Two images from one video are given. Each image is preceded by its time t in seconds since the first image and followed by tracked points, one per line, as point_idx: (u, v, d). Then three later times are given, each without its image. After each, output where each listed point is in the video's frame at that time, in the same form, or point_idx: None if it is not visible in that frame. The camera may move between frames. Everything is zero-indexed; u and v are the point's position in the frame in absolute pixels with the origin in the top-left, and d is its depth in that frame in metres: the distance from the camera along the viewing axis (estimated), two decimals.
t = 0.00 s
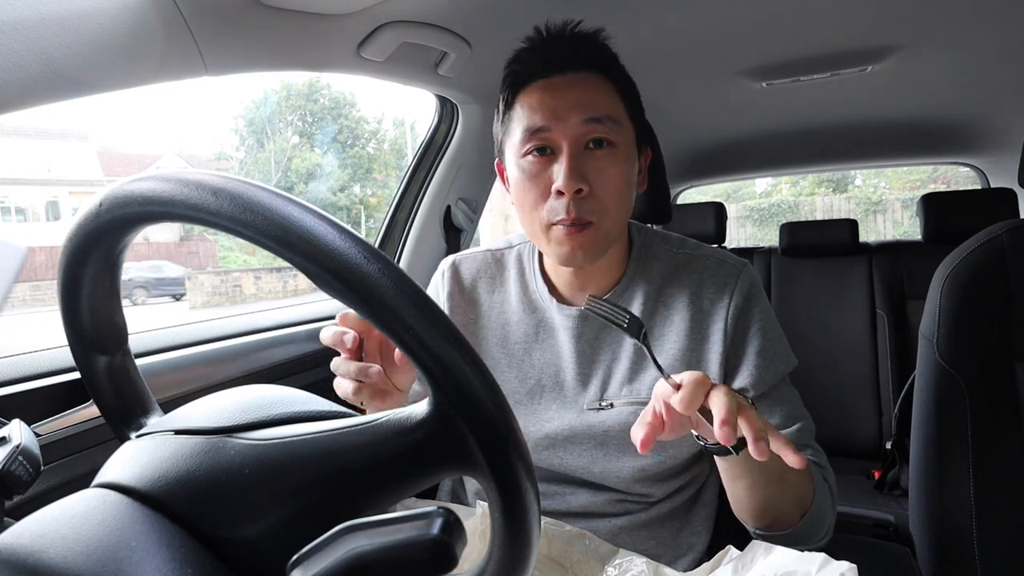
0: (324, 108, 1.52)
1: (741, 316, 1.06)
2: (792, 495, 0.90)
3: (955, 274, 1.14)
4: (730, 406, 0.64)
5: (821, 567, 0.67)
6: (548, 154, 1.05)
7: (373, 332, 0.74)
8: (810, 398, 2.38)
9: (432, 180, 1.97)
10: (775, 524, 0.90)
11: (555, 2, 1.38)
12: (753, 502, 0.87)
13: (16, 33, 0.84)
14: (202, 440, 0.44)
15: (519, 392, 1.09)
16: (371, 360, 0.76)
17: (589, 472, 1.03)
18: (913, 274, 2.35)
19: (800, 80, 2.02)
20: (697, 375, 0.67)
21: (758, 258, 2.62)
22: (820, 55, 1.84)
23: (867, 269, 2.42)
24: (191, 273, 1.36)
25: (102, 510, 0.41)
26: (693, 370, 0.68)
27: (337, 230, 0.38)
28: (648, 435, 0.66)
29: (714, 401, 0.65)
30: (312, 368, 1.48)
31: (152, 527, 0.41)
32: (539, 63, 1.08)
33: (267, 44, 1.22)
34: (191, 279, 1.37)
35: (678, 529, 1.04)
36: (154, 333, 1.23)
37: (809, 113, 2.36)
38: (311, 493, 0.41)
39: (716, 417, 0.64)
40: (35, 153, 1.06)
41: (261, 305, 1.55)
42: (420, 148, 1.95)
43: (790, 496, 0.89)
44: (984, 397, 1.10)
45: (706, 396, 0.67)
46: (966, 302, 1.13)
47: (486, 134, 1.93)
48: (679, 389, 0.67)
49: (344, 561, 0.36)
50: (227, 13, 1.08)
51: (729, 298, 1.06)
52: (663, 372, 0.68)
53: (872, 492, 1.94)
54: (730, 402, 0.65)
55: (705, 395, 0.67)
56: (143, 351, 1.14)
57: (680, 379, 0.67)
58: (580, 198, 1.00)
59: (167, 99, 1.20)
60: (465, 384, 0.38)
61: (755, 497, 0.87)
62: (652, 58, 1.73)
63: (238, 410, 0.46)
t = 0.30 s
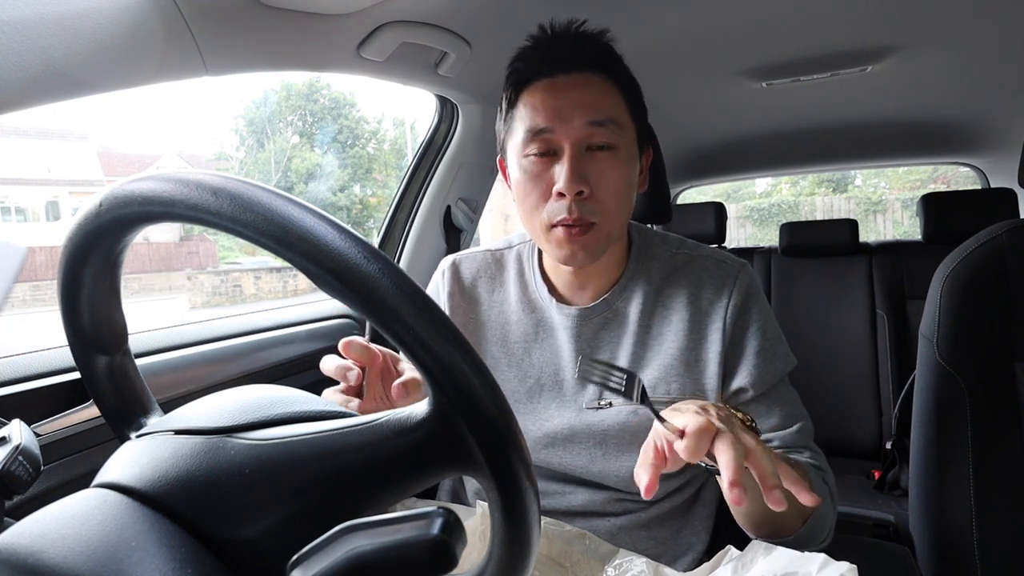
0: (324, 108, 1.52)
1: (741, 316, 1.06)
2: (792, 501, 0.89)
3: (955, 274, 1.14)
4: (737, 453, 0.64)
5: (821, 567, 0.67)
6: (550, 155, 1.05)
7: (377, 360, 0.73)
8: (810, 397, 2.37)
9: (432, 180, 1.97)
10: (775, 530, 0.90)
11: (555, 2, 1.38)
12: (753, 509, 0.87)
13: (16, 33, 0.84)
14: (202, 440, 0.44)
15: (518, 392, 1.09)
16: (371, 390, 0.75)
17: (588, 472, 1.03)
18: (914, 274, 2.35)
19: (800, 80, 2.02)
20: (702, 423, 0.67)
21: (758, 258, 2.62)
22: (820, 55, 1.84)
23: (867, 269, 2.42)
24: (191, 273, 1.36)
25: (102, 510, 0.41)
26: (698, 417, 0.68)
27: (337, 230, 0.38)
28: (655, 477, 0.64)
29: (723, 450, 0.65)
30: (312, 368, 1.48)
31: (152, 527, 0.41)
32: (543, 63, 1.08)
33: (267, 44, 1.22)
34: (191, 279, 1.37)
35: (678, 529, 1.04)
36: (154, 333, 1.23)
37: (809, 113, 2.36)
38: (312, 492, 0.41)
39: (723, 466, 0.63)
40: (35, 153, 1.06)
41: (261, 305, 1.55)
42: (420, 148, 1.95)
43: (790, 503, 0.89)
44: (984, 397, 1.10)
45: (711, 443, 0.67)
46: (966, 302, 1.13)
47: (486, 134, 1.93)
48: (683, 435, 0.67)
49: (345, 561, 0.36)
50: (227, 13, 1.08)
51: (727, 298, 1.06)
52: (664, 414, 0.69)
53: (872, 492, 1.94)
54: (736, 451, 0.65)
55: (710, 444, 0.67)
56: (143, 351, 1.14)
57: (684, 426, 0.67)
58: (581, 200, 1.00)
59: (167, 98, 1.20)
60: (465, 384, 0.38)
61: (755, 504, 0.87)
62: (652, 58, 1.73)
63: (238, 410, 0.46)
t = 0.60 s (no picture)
0: (324, 108, 1.52)
1: (740, 316, 1.06)
2: (787, 500, 0.89)
3: (955, 274, 1.14)
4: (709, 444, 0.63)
5: (821, 567, 0.67)
6: (554, 157, 1.05)
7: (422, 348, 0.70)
8: (810, 397, 2.37)
9: (432, 180, 1.97)
10: (771, 529, 0.90)
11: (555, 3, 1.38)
12: (745, 508, 0.88)
13: (16, 33, 0.84)
14: (202, 440, 0.44)
15: (519, 389, 1.09)
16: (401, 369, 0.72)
17: (588, 468, 1.03)
18: (913, 274, 2.35)
19: (800, 80, 2.02)
20: (676, 418, 0.67)
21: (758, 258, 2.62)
22: (820, 55, 1.84)
23: (867, 269, 2.42)
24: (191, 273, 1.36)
25: (102, 510, 0.41)
26: (672, 412, 0.68)
27: (337, 230, 0.38)
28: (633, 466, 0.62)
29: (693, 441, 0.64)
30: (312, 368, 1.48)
31: (152, 527, 0.41)
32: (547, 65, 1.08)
33: (267, 44, 1.22)
34: (191, 278, 1.37)
35: (678, 529, 1.03)
36: (154, 333, 1.23)
37: (809, 113, 2.36)
38: (311, 492, 0.41)
39: (695, 457, 0.62)
40: (35, 153, 1.06)
41: (261, 305, 1.55)
42: (420, 148, 1.95)
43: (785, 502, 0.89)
44: (984, 397, 1.10)
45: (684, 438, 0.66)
46: (966, 302, 1.13)
47: (486, 134, 1.93)
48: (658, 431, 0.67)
49: (344, 561, 0.36)
50: (227, 13, 1.08)
51: (727, 299, 1.06)
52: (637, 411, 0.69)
53: (872, 492, 1.94)
54: (707, 442, 0.64)
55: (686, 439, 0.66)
56: (143, 351, 1.14)
57: (658, 422, 0.66)
58: (586, 202, 1.01)
59: (167, 99, 1.20)
60: (466, 384, 0.38)
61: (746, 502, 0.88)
62: (652, 58, 1.73)
63: (238, 410, 0.46)
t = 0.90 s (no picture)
0: (324, 108, 1.52)
1: (741, 316, 1.06)
2: (787, 503, 0.89)
3: (955, 274, 1.14)
4: (701, 450, 0.63)
5: (821, 568, 0.67)
6: (555, 157, 1.05)
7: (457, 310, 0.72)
8: (810, 397, 2.37)
9: (432, 180, 1.97)
10: (770, 530, 0.90)
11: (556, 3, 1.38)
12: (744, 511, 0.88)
13: (16, 33, 0.84)
14: (202, 440, 0.44)
15: (521, 390, 1.09)
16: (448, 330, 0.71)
17: (592, 470, 1.02)
18: (913, 274, 2.35)
19: (800, 80, 2.02)
20: (668, 422, 0.66)
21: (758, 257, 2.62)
22: (820, 55, 1.84)
23: (867, 269, 2.42)
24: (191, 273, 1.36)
25: (102, 510, 0.41)
26: (666, 416, 0.67)
27: (337, 230, 0.38)
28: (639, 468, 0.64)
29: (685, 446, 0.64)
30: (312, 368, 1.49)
31: (152, 527, 0.41)
32: (550, 64, 1.08)
33: (267, 44, 1.22)
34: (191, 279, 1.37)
35: (678, 529, 1.03)
36: (154, 333, 1.23)
37: (809, 113, 2.36)
38: (311, 492, 0.41)
39: (685, 461, 0.62)
40: (35, 153, 1.06)
41: (261, 305, 1.55)
42: (420, 148, 1.95)
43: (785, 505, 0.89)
44: (984, 397, 1.10)
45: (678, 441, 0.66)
46: (966, 302, 1.13)
47: (486, 134, 1.93)
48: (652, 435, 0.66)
49: (345, 561, 0.36)
50: (227, 13, 1.08)
51: (728, 299, 1.06)
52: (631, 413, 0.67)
53: (872, 492, 1.94)
54: (699, 447, 0.63)
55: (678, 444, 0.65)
56: (143, 351, 1.14)
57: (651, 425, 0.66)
58: (584, 204, 1.01)
59: (167, 99, 1.20)
60: (466, 384, 0.38)
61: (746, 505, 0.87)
62: (652, 58, 1.73)
63: (238, 410, 0.46)
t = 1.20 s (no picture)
0: (324, 108, 1.52)
1: (743, 316, 1.06)
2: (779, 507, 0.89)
3: (955, 274, 1.14)
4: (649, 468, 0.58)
5: (827, 570, 0.68)
6: (567, 156, 1.05)
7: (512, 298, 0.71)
8: (811, 398, 2.37)
9: (432, 180, 1.97)
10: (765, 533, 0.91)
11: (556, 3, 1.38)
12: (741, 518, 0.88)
13: (16, 34, 0.84)
14: (202, 440, 0.44)
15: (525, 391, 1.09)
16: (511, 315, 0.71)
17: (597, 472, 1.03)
18: (913, 274, 2.35)
19: (800, 80, 2.02)
20: (626, 439, 0.62)
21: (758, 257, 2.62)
22: (820, 54, 1.84)
23: (867, 269, 2.42)
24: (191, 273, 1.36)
25: (102, 510, 0.41)
26: (623, 432, 0.63)
27: (337, 230, 0.38)
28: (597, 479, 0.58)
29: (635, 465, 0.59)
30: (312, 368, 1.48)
31: (152, 527, 0.41)
32: (563, 63, 1.08)
33: (267, 44, 1.22)
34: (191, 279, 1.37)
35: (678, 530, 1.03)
36: (154, 333, 1.23)
37: (809, 113, 2.36)
38: (311, 492, 0.41)
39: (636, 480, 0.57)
40: (35, 153, 1.06)
41: (261, 305, 1.55)
42: (420, 148, 1.95)
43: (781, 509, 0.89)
44: (984, 397, 1.10)
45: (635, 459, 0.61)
46: (966, 302, 1.13)
47: (486, 134, 1.93)
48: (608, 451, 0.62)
49: (344, 561, 0.36)
50: (227, 13, 1.08)
51: (732, 299, 1.06)
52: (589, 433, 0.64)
53: (872, 492, 1.94)
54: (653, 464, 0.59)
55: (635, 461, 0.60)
56: (143, 351, 1.14)
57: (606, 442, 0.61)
58: (597, 204, 1.00)
59: (167, 98, 1.20)
60: (466, 384, 0.38)
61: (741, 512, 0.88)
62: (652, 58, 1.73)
63: (238, 410, 0.46)
